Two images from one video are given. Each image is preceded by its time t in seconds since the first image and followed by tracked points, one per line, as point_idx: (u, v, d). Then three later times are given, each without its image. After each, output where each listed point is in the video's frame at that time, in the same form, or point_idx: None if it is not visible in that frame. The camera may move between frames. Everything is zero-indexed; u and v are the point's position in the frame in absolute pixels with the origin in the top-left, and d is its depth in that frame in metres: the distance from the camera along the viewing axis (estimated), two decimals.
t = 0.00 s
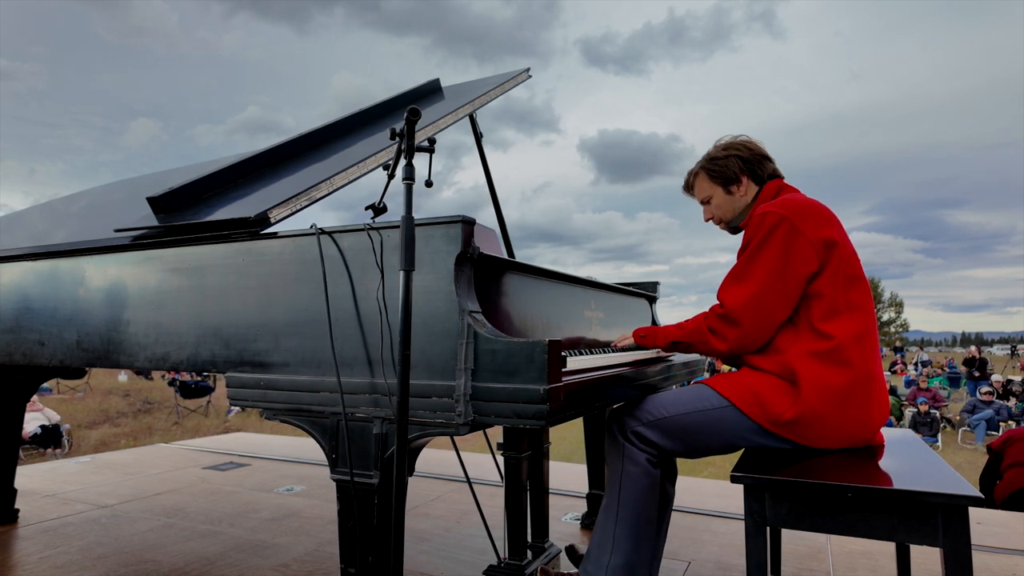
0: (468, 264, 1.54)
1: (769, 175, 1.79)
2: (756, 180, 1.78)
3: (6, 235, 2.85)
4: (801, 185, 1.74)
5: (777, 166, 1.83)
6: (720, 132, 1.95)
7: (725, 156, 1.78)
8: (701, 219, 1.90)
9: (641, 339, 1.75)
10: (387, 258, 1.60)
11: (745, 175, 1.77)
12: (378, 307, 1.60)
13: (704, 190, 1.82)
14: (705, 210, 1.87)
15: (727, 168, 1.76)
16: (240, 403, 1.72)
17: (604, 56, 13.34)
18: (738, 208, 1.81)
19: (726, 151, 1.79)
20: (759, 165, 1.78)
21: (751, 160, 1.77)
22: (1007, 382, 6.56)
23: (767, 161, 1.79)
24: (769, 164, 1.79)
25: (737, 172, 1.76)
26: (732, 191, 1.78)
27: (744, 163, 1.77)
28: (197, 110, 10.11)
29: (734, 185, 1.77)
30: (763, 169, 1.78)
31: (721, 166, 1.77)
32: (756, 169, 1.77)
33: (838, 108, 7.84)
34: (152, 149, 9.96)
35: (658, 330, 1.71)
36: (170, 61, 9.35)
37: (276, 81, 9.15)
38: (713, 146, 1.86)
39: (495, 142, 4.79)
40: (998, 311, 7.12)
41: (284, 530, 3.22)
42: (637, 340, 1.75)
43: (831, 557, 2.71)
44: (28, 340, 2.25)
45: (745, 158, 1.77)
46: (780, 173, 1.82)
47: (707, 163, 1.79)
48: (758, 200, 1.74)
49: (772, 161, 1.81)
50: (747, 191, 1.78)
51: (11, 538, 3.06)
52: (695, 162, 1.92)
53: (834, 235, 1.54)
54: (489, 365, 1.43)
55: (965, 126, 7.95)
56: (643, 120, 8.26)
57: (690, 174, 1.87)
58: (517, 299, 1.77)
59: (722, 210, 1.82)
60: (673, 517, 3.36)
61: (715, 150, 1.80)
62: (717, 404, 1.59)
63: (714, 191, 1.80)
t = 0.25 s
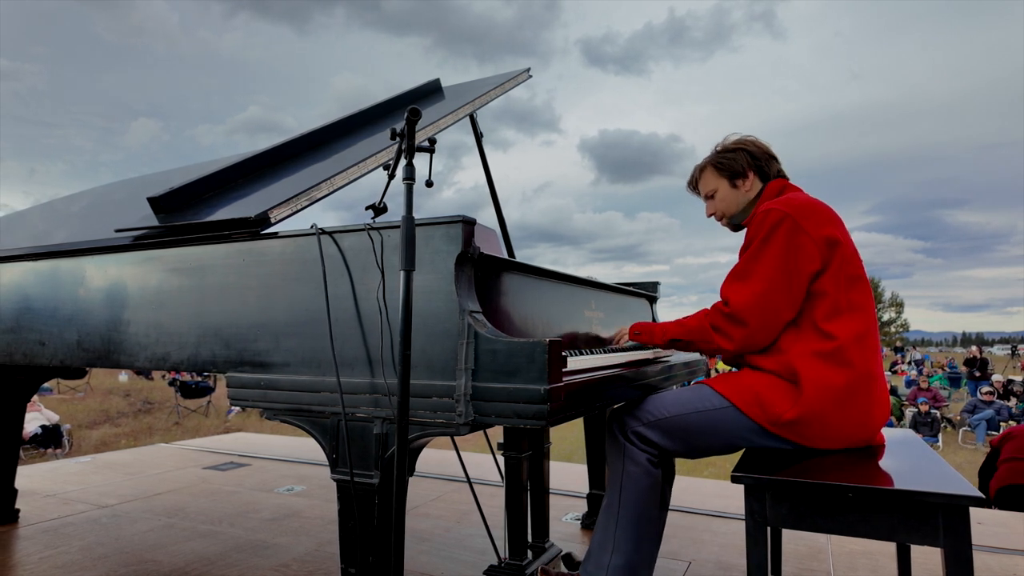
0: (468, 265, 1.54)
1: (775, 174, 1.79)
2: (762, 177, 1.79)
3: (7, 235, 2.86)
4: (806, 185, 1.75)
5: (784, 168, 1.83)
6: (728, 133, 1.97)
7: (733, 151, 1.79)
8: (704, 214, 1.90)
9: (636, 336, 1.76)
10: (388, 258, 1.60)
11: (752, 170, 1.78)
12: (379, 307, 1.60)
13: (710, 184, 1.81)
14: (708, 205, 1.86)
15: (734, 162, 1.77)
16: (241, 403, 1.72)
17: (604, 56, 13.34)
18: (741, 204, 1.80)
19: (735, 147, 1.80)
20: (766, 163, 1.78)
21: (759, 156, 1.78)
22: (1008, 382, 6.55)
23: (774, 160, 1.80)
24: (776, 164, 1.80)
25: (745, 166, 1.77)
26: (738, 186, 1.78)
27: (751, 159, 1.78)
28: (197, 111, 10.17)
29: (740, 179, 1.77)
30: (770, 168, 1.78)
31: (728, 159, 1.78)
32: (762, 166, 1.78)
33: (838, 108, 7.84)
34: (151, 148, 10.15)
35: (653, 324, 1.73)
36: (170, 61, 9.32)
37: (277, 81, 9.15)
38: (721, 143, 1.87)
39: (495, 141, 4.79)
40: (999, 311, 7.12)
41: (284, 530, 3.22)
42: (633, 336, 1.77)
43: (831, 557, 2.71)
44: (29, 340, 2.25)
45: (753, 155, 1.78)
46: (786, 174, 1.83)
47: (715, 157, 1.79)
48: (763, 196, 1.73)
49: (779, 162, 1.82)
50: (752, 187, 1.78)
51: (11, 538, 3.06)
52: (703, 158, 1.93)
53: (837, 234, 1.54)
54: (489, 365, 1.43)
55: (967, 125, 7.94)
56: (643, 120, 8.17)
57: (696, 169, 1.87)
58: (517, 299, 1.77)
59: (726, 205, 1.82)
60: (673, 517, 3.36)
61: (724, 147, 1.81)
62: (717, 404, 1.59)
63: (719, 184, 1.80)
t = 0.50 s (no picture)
0: (469, 265, 1.54)
1: (775, 179, 1.79)
2: (762, 182, 1.78)
3: (8, 235, 2.86)
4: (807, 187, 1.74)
5: (784, 172, 1.83)
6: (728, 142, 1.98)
7: (730, 160, 1.79)
8: (708, 223, 1.89)
9: (636, 345, 1.79)
10: (388, 258, 1.60)
11: (751, 176, 1.78)
12: (379, 307, 1.60)
13: (711, 194, 1.82)
14: (711, 214, 1.86)
15: (732, 170, 1.77)
16: (241, 403, 1.72)
17: (605, 56, 13.34)
18: (744, 211, 1.80)
19: (732, 155, 1.80)
20: (765, 169, 1.78)
21: (756, 163, 1.78)
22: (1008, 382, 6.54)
23: (774, 165, 1.80)
24: (776, 169, 1.80)
25: (743, 174, 1.77)
26: (738, 193, 1.78)
27: (749, 166, 1.78)
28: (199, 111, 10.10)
29: (739, 187, 1.77)
30: (769, 172, 1.78)
31: (727, 168, 1.78)
32: (761, 171, 1.78)
33: (839, 108, 7.84)
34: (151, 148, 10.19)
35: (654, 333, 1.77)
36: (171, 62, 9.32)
37: (277, 81, 9.15)
38: (718, 154, 1.87)
39: (496, 141, 4.78)
40: (1000, 311, 7.12)
41: (284, 530, 3.22)
42: (633, 344, 1.79)
43: (832, 557, 2.71)
44: (29, 340, 2.25)
45: (750, 161, 1.78)
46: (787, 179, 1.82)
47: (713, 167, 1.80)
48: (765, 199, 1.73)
49: (779, 166, 1.81)
50: (752, 193, 1.77)
51: (12, 538, 3.06)
52: (702, 169, 1.93)
53: (848, 232, 1.56)
54: (489, 365, 1.43)
55: (968, 125, 7.93)
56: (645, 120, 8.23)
57: (697, 181, 1.87)
58: (518, 299, 1.77)
59: (729, 214, 1.81)
60: (673, 517, 3.36)
61: (720, 157, 1.82)
62: (721, 404, 1.59)
63: (720, 193, 1.80)
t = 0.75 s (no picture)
0: (469, 265, 1.54)
1: (779, 175, 1.79)
2: (766, 179, 1.78)
3: (8, 235, 2.86)
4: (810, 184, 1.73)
5: (787, 167, 1.82)
6: (730, 135, 1.97)
7: (735, 157, 1.78)
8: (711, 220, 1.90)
9: (654, 337, 1.74)
10: (388, 258, 1.60)
11: (754, 174, 1.77)
12: (379, 307, 1.60)
13: (715, 191, 1.81)
14: (715, 211, 1.86)
15: (736, 168, 1.77)
16: (241, 403, 1.72)
17: (606, 56, 13.35)
18: (747, 208, 1.80)
19: (735, 152, 1.80)
20: (768, 165, 1.78)
21: (760, 159, 1.77)
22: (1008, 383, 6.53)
23: (777, 161, 1.79)
24: (779, 165, 1.79)
25: (747, 171, 1.76)
26: (742, 191, 1.78)
27: (753, 163, 1.77)
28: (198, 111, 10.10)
29: (743, 184, 1.77)
30: (773, 169, 1.78)
31: (730, 166, 1.77)
32: (765, 168, 1.77)
33: (838, 108, 7.85)
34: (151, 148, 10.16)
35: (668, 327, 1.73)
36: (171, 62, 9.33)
37: (278, 81, 9.16)
38: (722, 150, 1.86)
39: (497, 141, 4.79)
40: (1000, 311, 7.13)
41: (284, 530, 3.22)
42: (650, 337, 1.75)
43: (832, 557, 2.71)
44: (30, 340, 2.25)
45: (754, 158, 1.77)
46: (790, 174, 1.82)
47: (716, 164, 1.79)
48: (769, 197, 1.73)
49: (783, 162, 1.81)
50: (756, 191, 1.78)
51: (12, 538, 3.06)
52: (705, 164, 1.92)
53: (842, 234, 1.54)
54: (490, 365, 1.43)
55: (968, 125, 7.93)
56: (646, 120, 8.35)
57: (700, 177, 1.87)
58: (517, 299, 1.77)
59: (733, 211, 1.82)
60: (674, 517, 3.36)
61: (724, 152, 1.81)
62: (719, 403, 1.59)
63: (724, 190, 1.80)
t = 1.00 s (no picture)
0: (469, 265, 1.54)
1: (779, 174, 1.78)
2: (766, 178, 1.78)
3: (9, 235, 2.86)
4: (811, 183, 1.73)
5: (789, 164, 1.82)
6: (731, 132, 1.96)
7: (734, 156, 1.78)
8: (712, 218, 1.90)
9: (661, 341, 1.72)
10: (388, 259, 1.60)
11: (755, 173, 1.77)
12: (379, 306, 1.60)
13: (715, 190, 1.82)
14: (715, 209, 1.87)
15: (736, 167, 1.76)
16: (241, 403, 1.72)
17: (607, 56, 13.35)
18: (748, 207, 1.81)
19: (736, 150, 1.79)
20: (769, 164, 1.77)
21: (760, 158, 1.77)
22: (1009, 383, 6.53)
23: (778, 158, 1.79)
24: (780, 162, 1.79)
25: (747, 170, 1.76)
26: (742, 190, 1.78)
27: (753, 161, 1.77)
28: (199, 111, 10.11)
29: (744, 184, 1.77)
30: (773, 167, 1.77)
31: (730, 165, 1.77)
32: (765, 167, 1.77)
33: (839, 109, 7.86)
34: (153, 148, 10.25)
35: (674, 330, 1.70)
36: (171, 62, 9.33)
37: (279, 82, 9.18)
38: (722, 147, 1.86)
39: (498, 141, 4.79)
40: (1001, 311, 7.13)
41: (285, 530, 3.22)
42: (656, 338, 1.74)
43: (833, 557, 2.71)
44: (30, 340, 2.25)
45: (754, 156, 1.77)
46: (791, 172, 1.81)
47: (717, 163, 1.79)
48: (768, 196, 1.73)
49: (784, 159, 1.80)
50: (756, 189, 1.78)
51: (13, 538, 3.06)
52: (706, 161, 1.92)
53: (837, 235, 1.54)
54: (490, 365, 1.43)
55: (969, 125, 7.94)
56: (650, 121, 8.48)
57: (700, 175, 1.87)
58: (517, 299, 1.76)
59: (733, 209, 1.82)
60: (674, 517, 3.36)
61: (724, 151, 1.81)
62: (717, 401, 1.59)
63: (724, 189, 1.80)
